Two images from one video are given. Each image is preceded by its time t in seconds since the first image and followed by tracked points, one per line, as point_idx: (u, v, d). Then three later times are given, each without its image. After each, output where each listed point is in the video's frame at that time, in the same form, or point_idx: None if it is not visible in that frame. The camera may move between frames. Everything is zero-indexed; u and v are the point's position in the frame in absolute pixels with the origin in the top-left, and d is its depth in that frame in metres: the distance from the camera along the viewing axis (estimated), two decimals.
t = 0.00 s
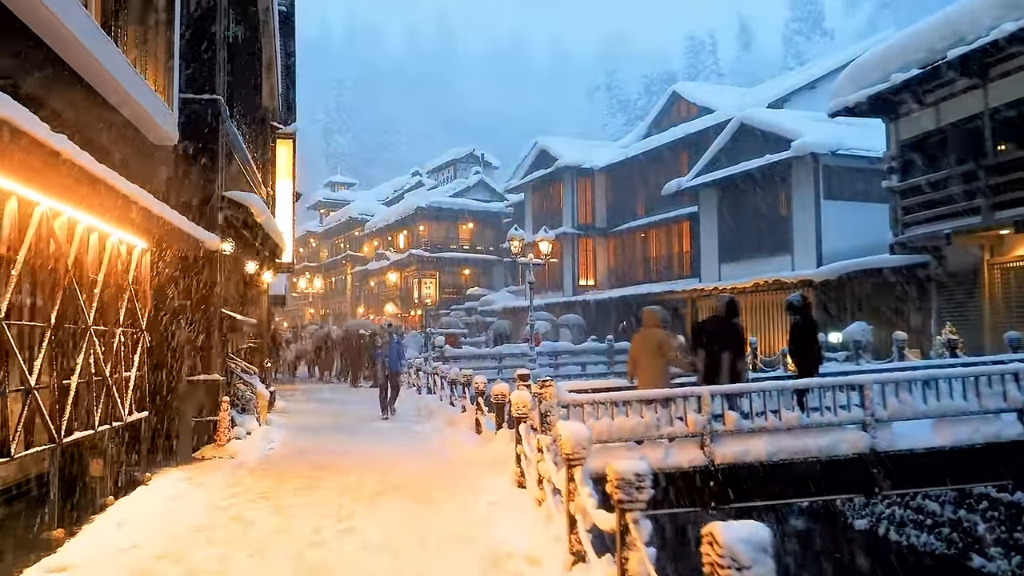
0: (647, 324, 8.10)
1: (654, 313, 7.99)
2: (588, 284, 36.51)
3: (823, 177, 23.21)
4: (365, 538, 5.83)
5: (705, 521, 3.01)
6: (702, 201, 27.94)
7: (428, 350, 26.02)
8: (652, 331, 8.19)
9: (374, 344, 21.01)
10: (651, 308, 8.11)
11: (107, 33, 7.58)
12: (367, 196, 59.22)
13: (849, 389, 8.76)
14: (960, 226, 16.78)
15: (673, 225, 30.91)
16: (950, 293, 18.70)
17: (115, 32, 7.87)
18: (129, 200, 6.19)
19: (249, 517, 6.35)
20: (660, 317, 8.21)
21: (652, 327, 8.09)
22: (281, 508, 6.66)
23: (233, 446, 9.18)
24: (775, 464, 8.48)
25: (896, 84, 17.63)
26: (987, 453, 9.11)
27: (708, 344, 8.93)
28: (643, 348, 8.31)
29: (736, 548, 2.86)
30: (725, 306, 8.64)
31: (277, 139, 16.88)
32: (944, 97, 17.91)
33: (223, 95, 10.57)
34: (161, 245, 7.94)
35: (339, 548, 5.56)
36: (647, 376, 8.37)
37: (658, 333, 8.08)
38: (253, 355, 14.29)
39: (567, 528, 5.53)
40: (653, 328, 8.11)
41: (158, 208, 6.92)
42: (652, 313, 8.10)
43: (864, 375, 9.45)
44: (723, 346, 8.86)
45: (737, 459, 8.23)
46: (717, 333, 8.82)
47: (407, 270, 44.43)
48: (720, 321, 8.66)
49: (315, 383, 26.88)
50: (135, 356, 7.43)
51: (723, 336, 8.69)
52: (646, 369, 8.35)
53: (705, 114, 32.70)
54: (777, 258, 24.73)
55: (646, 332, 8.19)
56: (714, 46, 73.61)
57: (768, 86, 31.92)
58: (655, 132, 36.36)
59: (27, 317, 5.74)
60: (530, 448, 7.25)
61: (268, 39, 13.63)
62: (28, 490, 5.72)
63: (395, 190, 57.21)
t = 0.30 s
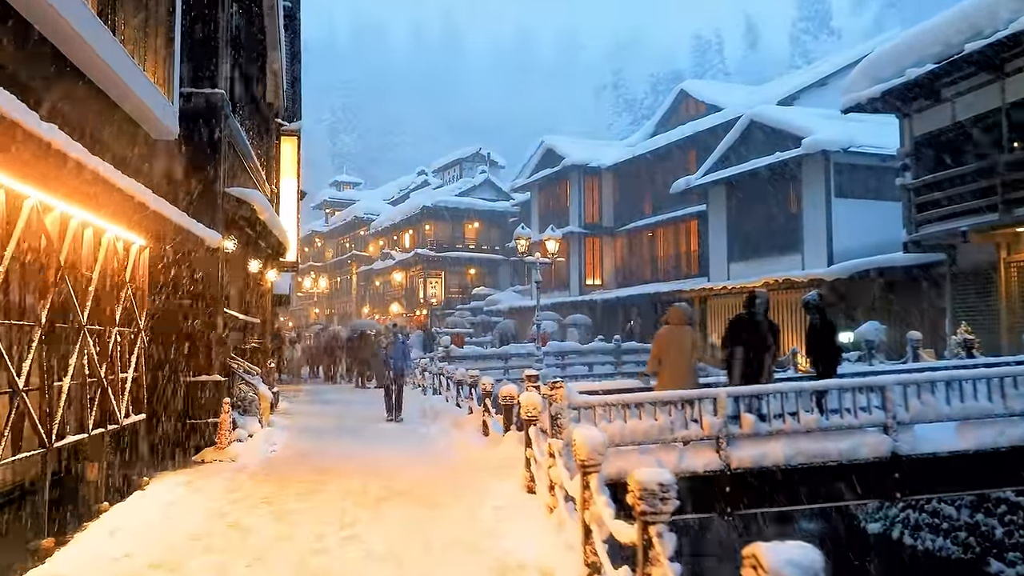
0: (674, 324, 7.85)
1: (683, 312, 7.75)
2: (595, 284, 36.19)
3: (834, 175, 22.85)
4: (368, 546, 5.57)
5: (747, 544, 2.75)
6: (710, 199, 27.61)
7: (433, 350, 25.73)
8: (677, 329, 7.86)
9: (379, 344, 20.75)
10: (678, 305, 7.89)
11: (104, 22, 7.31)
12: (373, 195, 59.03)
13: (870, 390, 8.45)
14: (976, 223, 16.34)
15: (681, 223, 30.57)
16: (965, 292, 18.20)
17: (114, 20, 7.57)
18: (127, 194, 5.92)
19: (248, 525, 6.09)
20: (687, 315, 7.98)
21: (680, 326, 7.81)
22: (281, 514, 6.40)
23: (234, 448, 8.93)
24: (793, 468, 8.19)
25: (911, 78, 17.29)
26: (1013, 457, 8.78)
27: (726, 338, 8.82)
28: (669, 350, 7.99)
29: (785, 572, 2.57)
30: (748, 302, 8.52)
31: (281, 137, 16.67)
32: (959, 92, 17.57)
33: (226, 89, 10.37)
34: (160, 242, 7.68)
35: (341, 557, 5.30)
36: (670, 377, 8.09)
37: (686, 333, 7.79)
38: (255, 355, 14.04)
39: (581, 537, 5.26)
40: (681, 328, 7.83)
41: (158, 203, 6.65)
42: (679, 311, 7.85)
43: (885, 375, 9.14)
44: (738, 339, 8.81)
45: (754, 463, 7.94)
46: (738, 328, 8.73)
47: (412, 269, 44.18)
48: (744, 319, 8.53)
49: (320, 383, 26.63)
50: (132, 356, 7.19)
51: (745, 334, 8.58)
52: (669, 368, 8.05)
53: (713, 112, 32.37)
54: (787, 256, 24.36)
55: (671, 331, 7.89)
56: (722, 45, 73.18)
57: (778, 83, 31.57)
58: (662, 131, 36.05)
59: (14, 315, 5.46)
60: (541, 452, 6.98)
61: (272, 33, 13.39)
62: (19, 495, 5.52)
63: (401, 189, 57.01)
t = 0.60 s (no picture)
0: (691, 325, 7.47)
1: (699, 310, 7.41)
2: (600, 283, 35.91)
3: (845, 173, 22.54)
4: (372, 555, 5.37)
5: None
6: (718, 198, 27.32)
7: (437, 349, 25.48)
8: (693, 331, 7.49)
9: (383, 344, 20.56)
10: (694, 305, 7.56)
11: (103, 14, 7.06)
12: (378, 194, 58.83)
13: (892, 392, 8.17)
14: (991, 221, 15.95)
15: (688, 222, 30.29)
16: (979, 290, 17.74)
17: (112, 11, 7.31)
18: (123, 190, 5.65)
19: (247, 532, 5.87)
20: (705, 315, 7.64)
21: (697, 327, 7.47)
22: (283, 521, 6.20)
23: (235, 451, 8.73)
24: (812, 473, 7.92)
25: (925, 74, 16.99)
26: None
27: (756, 339, 8.62)
28: (688, 353, 7.61)
29: None
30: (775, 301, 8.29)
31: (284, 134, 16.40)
32: (974, 88, 17.23)
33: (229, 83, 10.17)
34: (159, 240, 7.46)
35: (345, 567, 5.10)
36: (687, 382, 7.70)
37: (704, 333, 7.43)
38: (257, 356, 13.81)
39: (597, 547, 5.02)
40: (697, 329, 7.47)
41: (157, 199, 6.41)
42: (695, 311, 7.48)
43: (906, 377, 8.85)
44: (768, 339, 8.57)
45: (770, 467, 7.67)
46: (768, 328, 8.50)
47: (417, 269, 44.01)
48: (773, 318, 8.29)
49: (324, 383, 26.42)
50: (127, 358, 6.98)
51: (773, 334, 8.34)
52: (687, 373, 7.68)
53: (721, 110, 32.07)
54: (796, 256, 24.04)
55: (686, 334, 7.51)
56: (728, 43, 72.76)
57: (786, 81, 31.24)
58: (669, 129, 35.74)
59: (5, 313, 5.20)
60: (551, 457, 6.75)
61: (275, 28, 13.14)
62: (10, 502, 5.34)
63: (406, 188, 56.84)
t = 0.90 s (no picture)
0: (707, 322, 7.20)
1: (713, 307, 7.16)
2: (606, 283, 35.64)
3: (854, 170, 22.23)
4: (373, 563, 5.13)
5: None
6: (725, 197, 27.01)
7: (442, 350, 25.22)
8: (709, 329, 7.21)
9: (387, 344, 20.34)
10: (707, 303, 7.32)
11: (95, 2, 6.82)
12: (382, 194, 58.65)
13: (913, 393, 7.88)
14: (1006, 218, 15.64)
15: (695, 221, 29.99)
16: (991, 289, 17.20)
17: None
18: (112, 182, 5.37)
19: (244, 539, 5.62)
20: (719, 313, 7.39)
21: (713, 325, 7.20)
22: (282, 528, 5.95)
23: (234, 454, 8.49)
24: (831, 476, 7.64)
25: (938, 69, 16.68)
26: None
27: (789, 338, 8.49)
28: (704, 353, 7.31)
29: None
30: (803, 299, 8.12)
31: (287, 131, 16.15)
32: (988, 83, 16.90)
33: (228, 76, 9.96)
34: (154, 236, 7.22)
35: None
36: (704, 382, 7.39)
37: (721, 331, 7.15)
38: (258, 356, 13.56)
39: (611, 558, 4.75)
40: (712, 328, 7.19)
41: (150, 193, 6.15)
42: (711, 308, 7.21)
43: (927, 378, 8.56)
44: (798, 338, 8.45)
45: (788, 471, 7.39)
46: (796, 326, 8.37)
47: (421, 268, 43.77)
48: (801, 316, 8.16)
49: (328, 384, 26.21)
50: (120, 358, 6.74)
51: (801, 332, 8.21)
52: (704, 374, 7.37)
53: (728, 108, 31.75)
54: (805, 255, 23.72)
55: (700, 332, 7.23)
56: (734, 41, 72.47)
57: (794, 79, 30.89)
58: (675, 127, 35.43)
59: None
60: (560, 460, 6.49)
61: (276, 22, 12.90)
62: None
63: (410, 187, 56.63)
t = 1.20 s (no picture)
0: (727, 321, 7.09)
1: (733, 305, 7.05)
2: (610, 283, 35.34)
3: (864, 168, 21.91)
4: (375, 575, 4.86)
5: None
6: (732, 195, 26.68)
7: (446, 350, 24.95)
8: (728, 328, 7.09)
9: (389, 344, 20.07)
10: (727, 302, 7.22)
11: None
12: (385, 194, 58.39)
13: (936, 394, 7.60)
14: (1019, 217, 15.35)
15: (701, 219, 29.67)
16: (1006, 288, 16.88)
17: None
18: (103, 176, 5.10)
19: (241, 548, 5.37)
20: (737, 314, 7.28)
21: (733, 323, 7.08)
22: (279, 536, 5.68)
23: (232, 458, 8.23)
24: (850, 481, 7.36)
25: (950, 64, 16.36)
26: None
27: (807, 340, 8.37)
28: (721, 352, 7.18)
29: None
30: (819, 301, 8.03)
31: (287, 128, 15.91)
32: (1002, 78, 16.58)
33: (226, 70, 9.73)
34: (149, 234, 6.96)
35: None
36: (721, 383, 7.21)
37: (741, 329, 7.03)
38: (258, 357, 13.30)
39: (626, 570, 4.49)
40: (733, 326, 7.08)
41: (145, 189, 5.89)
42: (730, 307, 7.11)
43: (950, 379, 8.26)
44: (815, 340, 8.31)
45: (806, 476, 7.11)
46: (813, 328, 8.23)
47: (424, 268, 43.50)
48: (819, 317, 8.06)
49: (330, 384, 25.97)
50: (113, 359, 6.48)
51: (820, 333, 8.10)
52: (722, 374, 7.21)
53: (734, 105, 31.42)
54: (813, 253, 23.39)
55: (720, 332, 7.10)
56: (737, 41, 72.56)
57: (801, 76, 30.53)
58: (680, 125, 35.11)
59: None
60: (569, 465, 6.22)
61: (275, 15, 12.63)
62: None
63: (413, 187, 56.35)
